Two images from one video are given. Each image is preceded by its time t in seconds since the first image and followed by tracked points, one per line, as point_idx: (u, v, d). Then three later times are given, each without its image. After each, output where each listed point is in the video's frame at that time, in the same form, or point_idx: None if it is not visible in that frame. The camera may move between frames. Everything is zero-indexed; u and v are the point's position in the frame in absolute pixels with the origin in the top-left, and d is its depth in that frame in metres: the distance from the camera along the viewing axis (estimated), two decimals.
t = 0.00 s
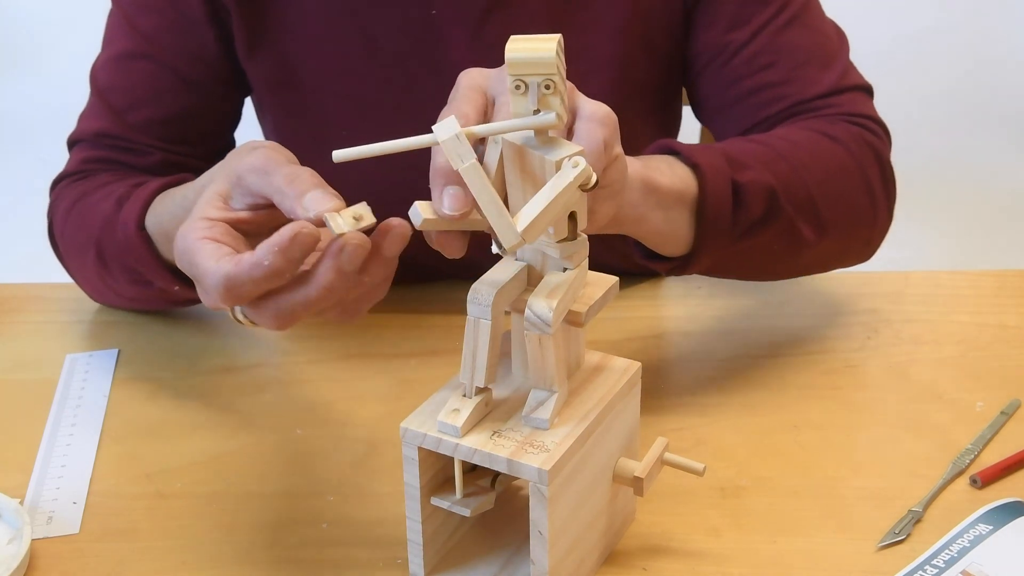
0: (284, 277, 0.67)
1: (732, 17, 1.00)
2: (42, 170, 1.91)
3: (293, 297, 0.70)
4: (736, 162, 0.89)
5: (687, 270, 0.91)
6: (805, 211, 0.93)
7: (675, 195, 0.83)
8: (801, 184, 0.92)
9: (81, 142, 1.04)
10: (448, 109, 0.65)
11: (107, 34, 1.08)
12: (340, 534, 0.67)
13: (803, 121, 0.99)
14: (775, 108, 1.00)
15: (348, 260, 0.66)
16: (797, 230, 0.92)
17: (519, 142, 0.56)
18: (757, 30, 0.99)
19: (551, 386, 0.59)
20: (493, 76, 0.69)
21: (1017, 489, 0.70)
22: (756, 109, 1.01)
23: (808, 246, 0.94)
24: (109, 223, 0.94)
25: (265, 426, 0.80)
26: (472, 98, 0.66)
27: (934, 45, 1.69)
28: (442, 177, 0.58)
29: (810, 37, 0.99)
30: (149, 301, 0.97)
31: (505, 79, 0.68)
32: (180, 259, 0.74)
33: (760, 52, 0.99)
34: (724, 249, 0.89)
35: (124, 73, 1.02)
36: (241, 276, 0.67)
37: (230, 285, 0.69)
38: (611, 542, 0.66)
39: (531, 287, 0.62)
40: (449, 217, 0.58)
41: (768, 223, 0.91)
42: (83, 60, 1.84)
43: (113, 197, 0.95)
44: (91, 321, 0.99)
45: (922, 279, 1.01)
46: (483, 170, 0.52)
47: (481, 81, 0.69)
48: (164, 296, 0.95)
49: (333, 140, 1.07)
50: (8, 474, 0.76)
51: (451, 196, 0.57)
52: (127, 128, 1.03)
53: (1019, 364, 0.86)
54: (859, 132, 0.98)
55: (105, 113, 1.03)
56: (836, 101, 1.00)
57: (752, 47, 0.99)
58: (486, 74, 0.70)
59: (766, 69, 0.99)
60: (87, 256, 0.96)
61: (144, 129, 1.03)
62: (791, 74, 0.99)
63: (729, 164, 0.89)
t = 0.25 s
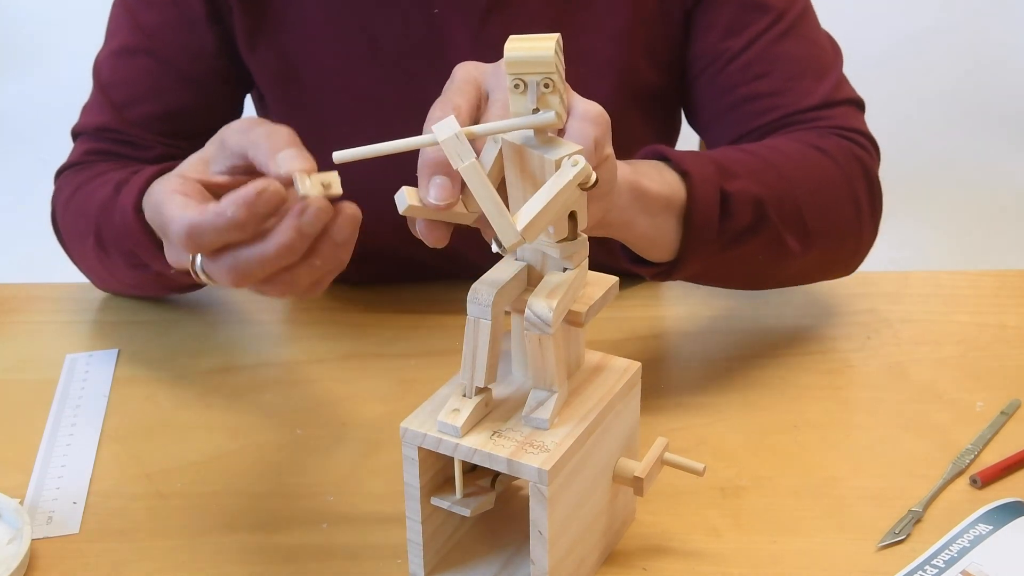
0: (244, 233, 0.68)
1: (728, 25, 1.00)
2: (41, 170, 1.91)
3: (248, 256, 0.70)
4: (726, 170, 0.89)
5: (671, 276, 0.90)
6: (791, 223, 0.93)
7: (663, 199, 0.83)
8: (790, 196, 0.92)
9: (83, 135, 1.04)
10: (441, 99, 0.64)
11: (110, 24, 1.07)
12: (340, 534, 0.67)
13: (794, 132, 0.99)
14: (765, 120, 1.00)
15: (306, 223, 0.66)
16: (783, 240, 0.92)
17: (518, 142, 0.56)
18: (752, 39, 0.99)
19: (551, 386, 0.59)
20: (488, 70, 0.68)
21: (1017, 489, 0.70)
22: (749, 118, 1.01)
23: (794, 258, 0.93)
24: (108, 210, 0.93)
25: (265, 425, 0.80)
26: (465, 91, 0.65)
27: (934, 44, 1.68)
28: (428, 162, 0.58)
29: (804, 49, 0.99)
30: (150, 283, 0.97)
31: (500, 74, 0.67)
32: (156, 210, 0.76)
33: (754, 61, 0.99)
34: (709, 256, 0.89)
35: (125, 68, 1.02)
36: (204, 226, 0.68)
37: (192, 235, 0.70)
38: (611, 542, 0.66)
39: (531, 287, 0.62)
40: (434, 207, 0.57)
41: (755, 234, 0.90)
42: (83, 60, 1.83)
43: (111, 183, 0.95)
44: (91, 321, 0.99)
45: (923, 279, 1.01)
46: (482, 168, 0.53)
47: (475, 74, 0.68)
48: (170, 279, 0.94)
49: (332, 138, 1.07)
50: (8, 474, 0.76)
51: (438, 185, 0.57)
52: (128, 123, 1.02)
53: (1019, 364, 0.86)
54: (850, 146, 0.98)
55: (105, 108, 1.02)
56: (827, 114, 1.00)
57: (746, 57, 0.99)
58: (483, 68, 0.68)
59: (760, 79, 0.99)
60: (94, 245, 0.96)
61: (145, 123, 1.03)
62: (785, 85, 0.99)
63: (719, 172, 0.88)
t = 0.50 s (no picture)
0: (256, 189, 0.68)
1: (731, 30, 0.99)
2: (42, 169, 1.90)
3: (254, 214, 0.69)
4: (724, 176, 0.89)
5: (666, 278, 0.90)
6: (787, 231, 0.93)
7: (660, 202, 0.83)
8: (787, 204, 0.92)
9: (100, 129, 1.04)
10: (444, 88, 0.65)
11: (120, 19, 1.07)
12: (340, 534, 0.67)
13: (792, 140, 0.99)
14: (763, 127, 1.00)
15: (314, 186, 0.66)
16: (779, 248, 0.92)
17: (518, 141, 0.56)
18: (754, 46, 0.99)
19: (551, 386, 0.59)
20: (494, 65, 0.69)
21: (1017, 489, 0.70)
22: (748, 125, 1.01)
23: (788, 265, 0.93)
24: (130, 201, 0.93)
25: (265, 425, 0.80)
26: (469, 81, 0.66)
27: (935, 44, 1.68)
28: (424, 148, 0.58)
29: (806, 58, 0.99)
30: (172, 277, 0.97)
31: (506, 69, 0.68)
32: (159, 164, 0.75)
33: (755, 68, 0.99)
34: (703, 261, 0.89)
35: (139, 61, 1.02)
36: (216, 175, 0.68)
37: (203, 183, 0.69)
38: (611, 542, 0.66)
39: (531, 287, 0.62)
40: (428, 194, 0.57)
41: (750, 241, 0.90)
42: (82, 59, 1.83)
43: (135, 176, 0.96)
44: (91, 320, 0.99)
45: (923, 279, 1.01)
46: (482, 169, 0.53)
47: (480, 67, 0.68)
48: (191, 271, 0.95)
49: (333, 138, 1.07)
50: (8, 474, 0.76)
51: (432, 173, 0.57)
52: (144, 117, 1.03)
53: (1020, 364, 0.86)
54: (847, 156, 0.98)
55: (121, 101, 1.03)
56: (827, 123, 0.99)
57: (748, 64, 0.99)
58: (486, 60, 0.70)
59: (761, 86, 0.99)
60: (117, 237, 0.95)
61: (161, 117, 1.04)
62: (785, 93, 0.99)
63: (717, 178, 0.88)
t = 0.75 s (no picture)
0: (288, 181, 0.67)
1: (736, 34, 1.00)
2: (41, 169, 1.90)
3: (281, 205, 0.68)
4: (728, 180, 0.89)
5: (668, 281, 0.90)
6: (789, 236, 0.93)
7: (664, 205, 0.83)
8: (789, 209, 0.92)
9: (113, 127, 1.04)
10: (453, 80, 0.66)
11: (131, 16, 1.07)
12: (341, 534, 0.67)
13: (794, 146, 0.99)
14: (765, 132, 1.00)
15: (342, 175, 0.65)
16: (781, 254, 0.92)
17: (519, 141, 0.56)
18: (758, 51, 0.99)
19: (551, 386, 0.59)
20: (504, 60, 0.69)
21: (1017, 489, 0.70)
22: (749, 129, 1.01)
23: (789, 270, 0.93)
24: (149, 200, 0.93)
25: (266, 425, 0.80)
26: (477, 74, 0.67)
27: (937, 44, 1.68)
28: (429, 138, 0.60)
29: (810, 63, 0.99)
30: (192, 275, 0.96)
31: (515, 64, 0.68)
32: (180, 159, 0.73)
33: (758, 73, 0.99)
34: (706, 265, 0.89)
35: (153, 57, 1.03)
36: (248, 167, 0.66)
37: (234, 176, 0.67)
38: (611, 542, 0.66)
39: (532, 287, 0.62)
40: (432, 184, 0.59)
41: (753, 246, 0.91)
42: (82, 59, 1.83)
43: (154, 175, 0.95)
44: (91, 320, 0.99)
45: (923, 279, 1.01)
46: (482, 168, 0.53)
47: (489, 61, 0.69)
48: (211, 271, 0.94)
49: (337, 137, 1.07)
50: (8, 474, 0.76)
51: (437, 163, 0.59)
52: (159, 113, 1.03)
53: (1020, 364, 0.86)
54: (850, 161, 0.98)
55: (136, 98, 1.03)
56: (828, 128, 0.99)
57: (752, 69, 0.99)
58: (494, 56, 0.70)
59: (763, 91, 0.99)
60: (136, 236, 0.95)
61: (176, 113, 1.04)
62: (788, 97, 0.99)
63: (721, 182, 0.88)
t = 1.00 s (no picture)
0: (303, 180, 0.66)
1: (738, 37, 1.00)
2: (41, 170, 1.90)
3: (292, 205, 0.67)
4: (730, 181, 0.89)
5: (669, 281, 0.90)
6: (790, 238, 0.93)
7: (666, 205, 0.83)
8: (791, 211, 0.92)
9: (118, 127, 1.04)
10: (455, 78, 0.66)
11: (135, 15, 1.07)
12: (341, 534, 0.67)
13: (796, 148, 0.99)
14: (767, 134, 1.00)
15: (354, 175, 0.64)
16: (782, 255, 0.92)
17: (519, 141, 0.56)
18: (760, 53, 0.99)
19: (551, 386, 0.59)
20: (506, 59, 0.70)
21: (1017, 489, 0.70)
22: (751, 131, 1.01)
23: (790, 272, 0.93)
24: (154, 200, 0.93)
25: (266, 425, 0.80)
26: (479, 71, 0.67)
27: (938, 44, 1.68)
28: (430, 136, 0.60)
29: (812, 65, 0.99)
30: (196, 275, 0.96)
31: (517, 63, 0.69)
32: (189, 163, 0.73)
33: (760, 75, 0.99)
34: (707, 266, 0.89)
35: (157, 57, 1.02)
36: (263, 166, 0.66)
37: (248, 176, 0.67)
38: (611, 542, 0.66)
39: (532, 287, 0.62)
40: (433, 182, 0.59)
41: (754, 247, 0.90)
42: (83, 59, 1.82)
43: (159, 174, 0.95)
44: (91, 320, 0.99)
45: (923, 279, 1.01)
46: (482, 168, 0.53)
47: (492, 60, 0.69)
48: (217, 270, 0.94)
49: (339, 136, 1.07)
50: (8, 474, 0.76)
51: (438, 161, 0.59)
52: (164, 113, 1.03)
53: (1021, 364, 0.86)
54: (852, 163, 0.98)
55: (141, 98, 1.03)
56: (830, 130, 0.99)
57: (754, 71, 0.99)
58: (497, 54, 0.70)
59: (765, 93, 0.99)
60: (141, 236, 0.95)
61: (182, 112, 1.04)
62: (791, 99, 0.99)
63: (723, 183, 0.88)
